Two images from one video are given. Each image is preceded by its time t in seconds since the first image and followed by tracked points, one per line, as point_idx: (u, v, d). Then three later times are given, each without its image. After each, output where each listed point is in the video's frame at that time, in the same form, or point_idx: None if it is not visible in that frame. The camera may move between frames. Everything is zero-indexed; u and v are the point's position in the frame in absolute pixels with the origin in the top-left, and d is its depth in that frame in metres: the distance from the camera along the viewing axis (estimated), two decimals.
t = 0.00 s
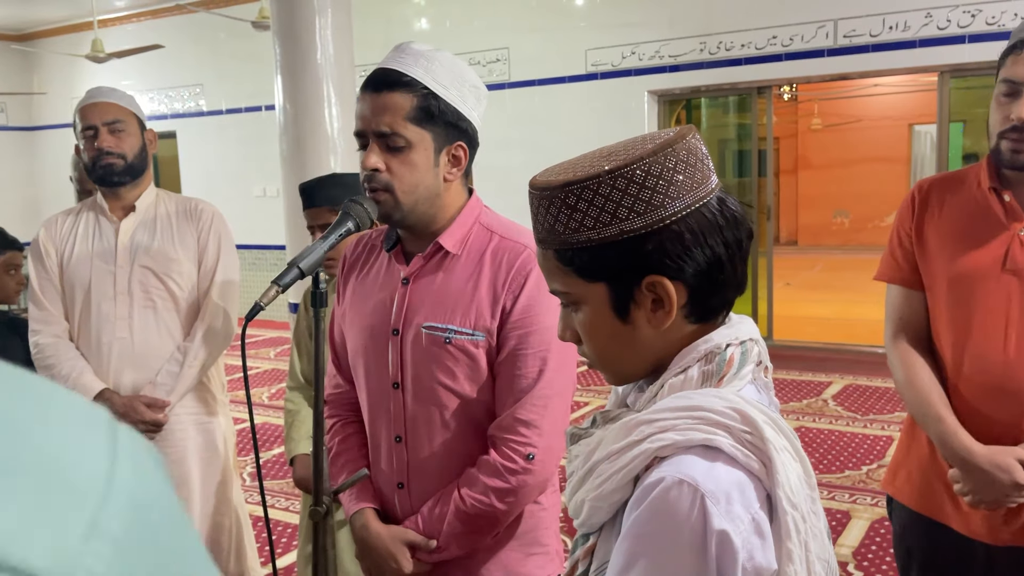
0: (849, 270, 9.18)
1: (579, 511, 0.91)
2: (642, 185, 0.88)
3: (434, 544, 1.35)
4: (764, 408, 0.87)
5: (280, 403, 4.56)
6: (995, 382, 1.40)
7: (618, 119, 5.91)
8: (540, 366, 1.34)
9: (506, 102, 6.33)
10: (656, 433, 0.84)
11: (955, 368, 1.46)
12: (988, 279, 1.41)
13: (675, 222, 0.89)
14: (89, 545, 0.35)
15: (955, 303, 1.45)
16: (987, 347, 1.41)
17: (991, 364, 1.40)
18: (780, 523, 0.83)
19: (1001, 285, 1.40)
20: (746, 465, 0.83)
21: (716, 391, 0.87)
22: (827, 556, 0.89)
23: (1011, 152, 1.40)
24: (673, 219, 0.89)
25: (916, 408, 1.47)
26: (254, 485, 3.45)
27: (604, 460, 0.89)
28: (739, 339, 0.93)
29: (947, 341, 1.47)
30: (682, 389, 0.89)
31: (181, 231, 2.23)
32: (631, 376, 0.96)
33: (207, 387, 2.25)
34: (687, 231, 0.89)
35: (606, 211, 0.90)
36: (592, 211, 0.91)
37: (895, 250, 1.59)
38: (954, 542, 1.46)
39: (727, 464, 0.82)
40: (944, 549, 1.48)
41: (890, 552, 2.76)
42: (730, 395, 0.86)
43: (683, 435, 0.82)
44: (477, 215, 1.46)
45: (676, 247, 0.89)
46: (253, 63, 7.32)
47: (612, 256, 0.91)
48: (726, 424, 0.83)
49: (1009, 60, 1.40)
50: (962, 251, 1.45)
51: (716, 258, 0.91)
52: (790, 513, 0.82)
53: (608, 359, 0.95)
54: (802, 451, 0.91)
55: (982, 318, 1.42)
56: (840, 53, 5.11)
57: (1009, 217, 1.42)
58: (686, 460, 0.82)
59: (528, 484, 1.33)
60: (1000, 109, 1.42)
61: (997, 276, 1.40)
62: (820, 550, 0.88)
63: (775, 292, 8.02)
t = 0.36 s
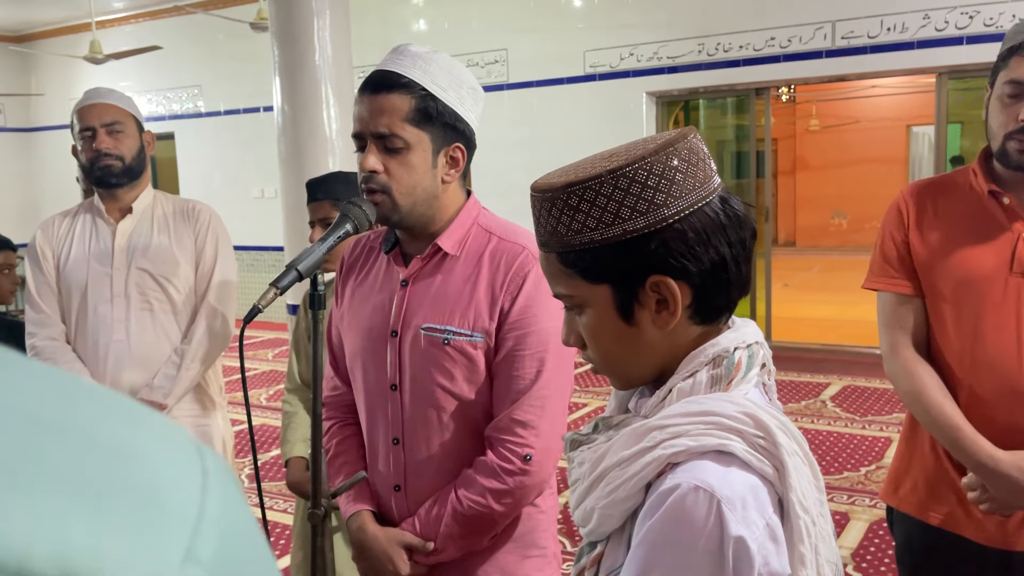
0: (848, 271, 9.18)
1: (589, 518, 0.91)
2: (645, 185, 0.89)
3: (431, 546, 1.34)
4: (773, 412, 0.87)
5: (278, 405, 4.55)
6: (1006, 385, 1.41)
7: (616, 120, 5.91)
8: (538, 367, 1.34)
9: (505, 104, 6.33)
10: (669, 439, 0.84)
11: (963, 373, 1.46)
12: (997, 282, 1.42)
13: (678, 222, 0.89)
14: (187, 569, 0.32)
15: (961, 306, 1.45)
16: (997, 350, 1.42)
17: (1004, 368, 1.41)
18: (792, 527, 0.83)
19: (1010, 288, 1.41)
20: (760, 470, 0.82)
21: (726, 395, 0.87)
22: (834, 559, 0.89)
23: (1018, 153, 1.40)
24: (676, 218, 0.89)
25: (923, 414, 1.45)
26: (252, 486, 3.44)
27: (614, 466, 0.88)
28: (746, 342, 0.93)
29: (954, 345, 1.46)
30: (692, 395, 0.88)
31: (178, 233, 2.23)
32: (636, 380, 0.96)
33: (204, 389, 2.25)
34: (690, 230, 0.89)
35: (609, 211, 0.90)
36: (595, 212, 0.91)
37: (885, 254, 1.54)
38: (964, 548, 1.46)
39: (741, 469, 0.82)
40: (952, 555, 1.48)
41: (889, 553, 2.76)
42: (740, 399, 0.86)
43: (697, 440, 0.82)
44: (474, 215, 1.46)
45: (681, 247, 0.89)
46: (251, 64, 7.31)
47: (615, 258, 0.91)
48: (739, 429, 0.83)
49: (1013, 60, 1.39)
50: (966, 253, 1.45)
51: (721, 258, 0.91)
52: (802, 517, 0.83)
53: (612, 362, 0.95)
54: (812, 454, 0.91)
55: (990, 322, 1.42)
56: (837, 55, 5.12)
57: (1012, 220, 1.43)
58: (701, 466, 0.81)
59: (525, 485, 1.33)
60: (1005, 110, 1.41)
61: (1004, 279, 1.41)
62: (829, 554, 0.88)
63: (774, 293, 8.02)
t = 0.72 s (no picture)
0: (847, 273, 9.19)
1: (589, 522, 0.91)
2: (646, 186, 0.89)
3: (432, 549, 1.34)
4: (774, 415, 0.87)
5: (277, 406, 4.55)
6: (995, 386, 1.41)
7: (615, 122, 5.92)
8: (538, 368, 1.34)
9: (504, 105, 6.33)
10: (670, 443, 0.84)
11: (951, 374, 1.45)
12: (983, 284, 1.42)
13: (679, 224, 0.89)
14: None
15: (952, 312, 1.45)
16: (984, 352, 1.42)
17: (990, 370, 1.41)
18: (793, 531, 0.83)
19: (996, 290, 1.41)
20: (761, 474, 0.82)
21: (727, 399, 0.86)
22: (835, 563, 0.89)
23: (1003, 155, 1.40)
24: (677, 220, 0.89)
25: (911, 414, 1.45)
26: (251, 488, 3.44)
27: (614, 470, 0.88)
28: (746, 346, 0.93)
29: (941, 347, 1.46)
30: (693, 399, 0.88)
31: (174, 235, 2.22)
32: (637, 384, 0.96)
33: (199, 391, 2.24)
34: (691, 232, 0.90)
35: (611, 213, 0.90)
36: (596, 214, 0.91)
37: (876, 256, 1.55)
38: (953, 548, 1.46)
39: (744, 473, 0.82)
40: (943, 555, 1.48)
41: (888, 555, 2.76)
42: (742, 403, 0.86)
43: (699, 444, 0.82)
44: (472, 216, 1.46)
45: (682, 249, 0.89)
46: (250, 66, 7.31)
47: (615, 260, 0.91)
48: (741, 433, 0.83)
49: (999, 62, 1.40)
50: (954, 256, 1.45)
51: (722, 260, 0.91)
52: (803, 522, 0.83)
53: (614, 366, 0.95)
54: (812, 457, 0.91)
55: (976, 324, 1.42)
56: (836, 57, 5.12)
57: (999, 220, 1.43)
58: (703, 470, 0.81)
59: (526, 486, 1.33)
60: (989, 112, 1.42)
61: (990, 281, 1.41)
62: (829, 558, 0.88)
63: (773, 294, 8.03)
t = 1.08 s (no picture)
0: (846, 275, 9.20)
1: (586, 525, 0.90)
2: (641, 188, 0.88)
3: (431, 550, 1.34)
4: (773, 419, 0.87)
5: (276, 408, 4.55)
6: (965, 385, 1.43)
7: (615, 123, 5.92)
8: (535, 368, 1.33)
9: (503, 107, 6.33)
10: (667, 446, 0.83)
11: (927, 373, 1.49)
12: (952, 285, 1.45)
13: (675, 226, 0.89)
14: None
15: (926, 314, 1.49)
16: (953, 352, 1.44)
17: (957, 369, 1.44)
18: (791, 536, 0.83)
19: (965, 291, 1.44)
20: (759, 479, 0.82)
21: (726, 403, 0.86)
22: (833, 568, 0.89)
23: (965, 158, 1.45)
24: (673, 222, 0.89)
25: (888, 410, 1.50)
26: (250, 489, 3.44)
27: (612, 472, 0.88)
28: (746, 349, 0.92)
29: (916, 345, 1.51)
30: (691, 402, 0.88)
31: (170, 236, 2.22)
32: (637, 387, 0.96)
33: (194, 392, 2.24)
34: (688, 234, 0.89)
35: (606, 216, 0.90)
36: (591, 217, 0.91)
37: (869, 260, 1.63)
38: (931, 543, 1.48)
39: (741, 477, 0.81)
40: (923, 549, 1.50)
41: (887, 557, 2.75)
42: (741, 407, 0.86)
43: (697, 448, 0.82)
44: (470, 216, 1.46)
45: (678, 251, 0.89)
46: (250, 67, 7.31)
47: (610, 263, 0.91)
48: (739, 437, 0.83)
49: (959, 71, 1.46)
50: (929, 257, 1.49)
51: (720, 263, 0.91)
52: (801, 527, 0.82)
53: (612, 369, 0.95)
54: (811, 461, 0.90)
55: (947, 324, 1.45)
56: (836, 58, 5.12)
57: (973, 221, 1.46)
58: (700, 475, 0.81)
59: (524, 487, 1.32)
60: (952, 117, 1.47)
61: (961, 281, 1.44)
62: (826, 562, 0.87)
63: (773, 296, 8.03)
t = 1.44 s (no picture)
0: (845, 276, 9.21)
1: (582, 527, 0.91)
2: (635, 193, 0.88)
3: (430, 553, 1.34)
4: (770, 423, 0.87)
5: (276, 410, 4.55)
6: (940, 386, 1.45)
7: (615, 126, 5.92)
8: (535, 372, 1.34)
9: (504, 109, 6.34)
10: (663, 449, 0.84)
11: (907, 374, 1.52)
12: (929, 286, 1.47)
13: (670, 229, 0.89)
14: None
15: (906, 312, 1.51)
16: (929, 352, 1.46)
17: (931, 369, 1.46)
18: (787, 540, 0.83)
19: (941, 292, 1.45)
20: (755, 482, 0.82)
21: (723, 407, 0.86)
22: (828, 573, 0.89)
23: (937, 164, 1.45)
24: (668, 226, 0.89)
25: (874, 410, 1.53)
26: (250, 491, 3.44)
27: (608, 475, 0.88)
28: (742, 353, 0.93)
29: (898, 346, 1.54)
30: (688, 405, 0.88)
31: (169, 239, 2.22)
32: (635, 391, 0.96)
33: (194, 393, 2.24)
34: (683, 238, 0.89)
35: (600, 220, 0.90)
36: (586, 222, 0.91)
37: (864, 264, 1.67)
38: (918, 541, 1.49)
39: (738, 482, 0.82)
40: (912, 548, 1.50)
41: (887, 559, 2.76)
42: (738, 411, 0.86)
43: (693, 452, 0.82)
44: (471, 219, 1.47)
45: (672, 255, 0.89)
46: (250, 69, 7.32)
47: (606, 267, 0.91)
48: (736, 441, 0.83)
49: (931, 79, 1.48)
50: (913, 259, 1.51)
51: (716, 266, 0.91)
52: (797, 531, 0.83)
53: (609, 372, 0.95)
54: (807, 464, 0.91)
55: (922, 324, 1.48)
56: (836, 61, 5.13)
57: (953, 224, 1.47)
58: (697, 478, 0.81)
59: (525, 490, 1.32)
60: (926, 124, 1.48)
61: (937, 283, 1.46)
62: (822, 566, 0.88)
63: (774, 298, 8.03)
